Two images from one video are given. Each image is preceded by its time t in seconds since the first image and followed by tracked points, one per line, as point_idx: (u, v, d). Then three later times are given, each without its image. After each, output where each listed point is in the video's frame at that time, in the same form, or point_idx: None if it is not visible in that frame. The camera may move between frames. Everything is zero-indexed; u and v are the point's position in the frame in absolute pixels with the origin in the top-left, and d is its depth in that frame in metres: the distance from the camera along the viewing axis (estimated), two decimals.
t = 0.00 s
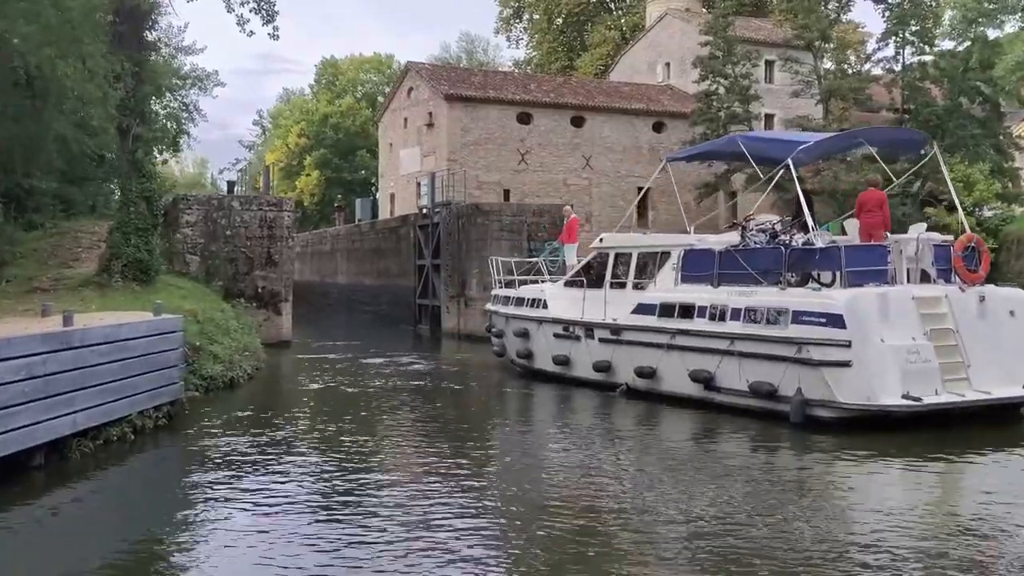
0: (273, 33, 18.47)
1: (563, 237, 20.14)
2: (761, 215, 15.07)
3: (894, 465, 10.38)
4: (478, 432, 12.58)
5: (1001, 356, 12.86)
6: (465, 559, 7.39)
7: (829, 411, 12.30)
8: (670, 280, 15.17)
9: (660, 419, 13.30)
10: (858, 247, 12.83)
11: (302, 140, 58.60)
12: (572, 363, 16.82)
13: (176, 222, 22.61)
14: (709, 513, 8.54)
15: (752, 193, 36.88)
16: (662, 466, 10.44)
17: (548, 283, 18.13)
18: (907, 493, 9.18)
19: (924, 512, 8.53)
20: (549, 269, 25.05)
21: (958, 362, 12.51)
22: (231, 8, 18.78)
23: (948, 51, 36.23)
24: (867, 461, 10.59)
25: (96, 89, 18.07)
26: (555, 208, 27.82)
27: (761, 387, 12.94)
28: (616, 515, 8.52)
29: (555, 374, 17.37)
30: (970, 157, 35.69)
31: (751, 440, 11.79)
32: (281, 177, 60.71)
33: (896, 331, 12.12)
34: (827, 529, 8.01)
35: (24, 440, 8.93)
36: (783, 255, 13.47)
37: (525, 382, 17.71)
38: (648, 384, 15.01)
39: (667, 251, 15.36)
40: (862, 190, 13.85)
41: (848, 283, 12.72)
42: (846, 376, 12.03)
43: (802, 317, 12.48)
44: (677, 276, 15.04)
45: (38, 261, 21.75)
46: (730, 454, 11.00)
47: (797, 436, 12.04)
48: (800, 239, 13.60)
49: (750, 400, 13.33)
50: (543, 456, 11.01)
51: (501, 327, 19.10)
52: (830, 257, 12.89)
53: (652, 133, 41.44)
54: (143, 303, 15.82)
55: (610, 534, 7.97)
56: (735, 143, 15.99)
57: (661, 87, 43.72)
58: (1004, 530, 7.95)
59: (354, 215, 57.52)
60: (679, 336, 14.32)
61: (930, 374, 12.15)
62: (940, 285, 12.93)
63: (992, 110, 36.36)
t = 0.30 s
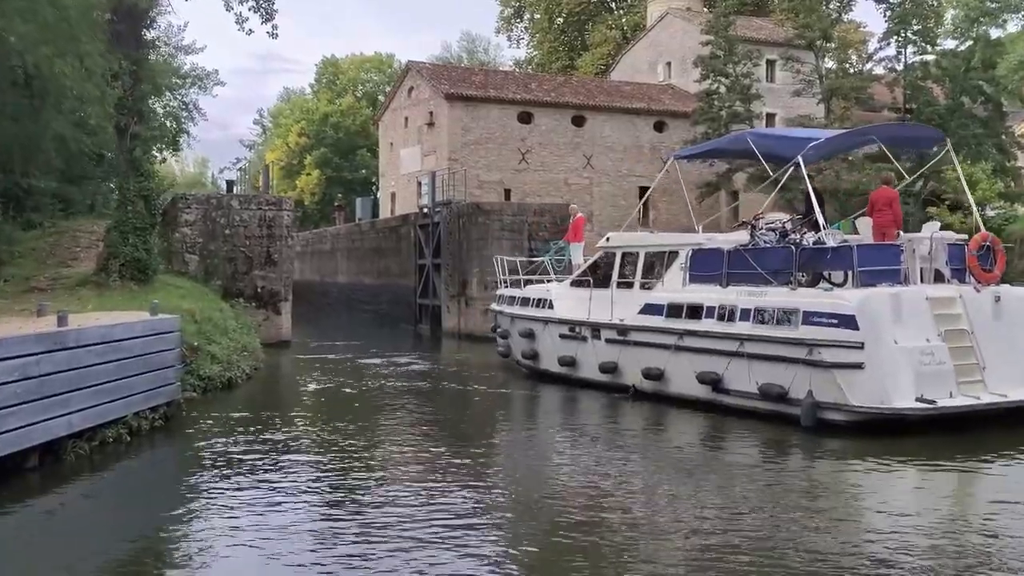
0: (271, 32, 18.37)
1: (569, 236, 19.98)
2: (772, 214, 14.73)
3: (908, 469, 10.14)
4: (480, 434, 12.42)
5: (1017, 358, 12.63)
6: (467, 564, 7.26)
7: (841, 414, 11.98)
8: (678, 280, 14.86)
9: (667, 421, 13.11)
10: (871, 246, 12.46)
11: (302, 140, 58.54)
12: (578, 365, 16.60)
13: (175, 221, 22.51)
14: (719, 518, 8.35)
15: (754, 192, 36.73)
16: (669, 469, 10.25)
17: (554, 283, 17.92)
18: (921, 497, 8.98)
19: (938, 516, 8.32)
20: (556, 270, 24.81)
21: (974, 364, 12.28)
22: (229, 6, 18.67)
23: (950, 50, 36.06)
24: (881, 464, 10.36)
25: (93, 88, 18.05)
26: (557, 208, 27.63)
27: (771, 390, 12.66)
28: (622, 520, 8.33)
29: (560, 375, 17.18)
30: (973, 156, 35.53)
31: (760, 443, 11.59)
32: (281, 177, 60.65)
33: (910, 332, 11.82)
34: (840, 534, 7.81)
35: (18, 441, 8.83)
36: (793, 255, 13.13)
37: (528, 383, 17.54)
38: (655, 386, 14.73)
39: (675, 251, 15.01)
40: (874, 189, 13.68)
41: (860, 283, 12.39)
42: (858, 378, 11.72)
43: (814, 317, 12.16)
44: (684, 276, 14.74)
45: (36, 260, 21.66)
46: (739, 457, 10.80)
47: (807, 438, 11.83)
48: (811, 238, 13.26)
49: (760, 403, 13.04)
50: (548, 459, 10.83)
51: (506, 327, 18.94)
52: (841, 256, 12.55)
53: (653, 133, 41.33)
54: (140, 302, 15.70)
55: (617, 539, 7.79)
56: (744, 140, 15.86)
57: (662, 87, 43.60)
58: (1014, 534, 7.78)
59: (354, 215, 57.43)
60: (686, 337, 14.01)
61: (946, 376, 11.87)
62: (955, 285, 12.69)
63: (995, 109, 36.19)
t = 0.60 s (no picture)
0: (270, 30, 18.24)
1: (576, 236, 19.78)
2: (782, 213, 14.48)
3: (923, 474, 9.92)
4: (482, 436, 12.26)
5: None
6: (470, 569, 7.14)
7: (854, 418, 11.78)
8: (687, 280, 14.66)
9: (675, 424, 12.91)
10: (883, 246, 12.14)
11: (304, 140, 58.42)
12: (585, 367, 16.41)
13: (175, 221, 22.38)
14: (728, 525, 8.15)
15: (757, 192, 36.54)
16: (676, 474, 10.05)
17: (560, 283, 17.74)
18: (935, 503, 8.76)
19: (954, 523, 8.11)
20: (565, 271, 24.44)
21: (990, 366, 12.05)
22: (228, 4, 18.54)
23: (954, 49, 35.84)
24: (895, 470, 10.14)
25: (92, 86, 17.95)
26: (559, 208, 27.36)
27: (782, 393, 12.45)
28: (629, 527, 8.14)
29: (567, 377, 16.98)
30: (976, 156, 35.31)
31: (770, 446, 11.39)
32: (283, 177, 60.55)
33: (924, 334, 11.64)
34: (853, 542, 7.61)
35: (13, 444, 8.71)
36: (804, 255, 12.81)
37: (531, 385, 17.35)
38: (663, 388, 14.54)
39: (684, 251, 14.84)
40: (886, 187, 13.48)
41: (873, 284, 12.07)
42: (871, 381, 11.53)
43: (826, 319, 11.93)
44: (693, 277, 14.53)
45: (35, 260, 21.52)
46: (748, 461, 10.60)
47: (817, 442, 11.63)
48: (823, 237, 12.92)
49: (771, 406, 12.84)
50: (553, 463, 10.65)
51: (512, 329, 18.78)
52: (854, 256, 12.21)
53: (655, 132, 41.19)
54: (138, 303, 15.55)
55: (623, 546, 7.59)
56: (753, 138, 15.63)
57: (664, 86, 43.46)
58: None
59: (356, 215, 57.28)
60: (695, 339, 13.82)
61: (960, 379, 11.69)
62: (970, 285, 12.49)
63: (998, 108, 35.98)
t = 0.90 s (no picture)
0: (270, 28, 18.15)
1: (582, 236, 19.65)
2: (792, 213, 14.32)
3: (937, 478, 9.78)
4: (484, 438, 12.15)
5: None
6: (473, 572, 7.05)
7: (867, 421, 11.62)
8: (695, 280, 14.48)
9: (682, 426, 12.76)
10: (897, 246, 12.00)
11: (305, 140, 58.34)
12: (591, 368, 16.22)
13: (174, 221, 22.29)
14: (740, 529, 8.01)
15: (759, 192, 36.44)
16: (684, 476, 9.92)
17: (566, 284, 17.57)
18: (951, 509, 8.61)
19: (970, 529, 7.95)
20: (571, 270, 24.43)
21: (1006, 368, 11.92)
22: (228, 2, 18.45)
23: (956, 48, 35.74)
24: (908, 473, 10.00)
25: (90, 85, 17.88)
26: (560, 208, 27.26)
27: (793, 396, 12.28)
28: (639, 531, 8.00)
29: (572, 379, 16.82)
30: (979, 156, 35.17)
31: (776, 448, 11.28)
32: (283, 176, 60.52)
33: (938, 336, 11.48)
34: (867, 547, 7.46)
35: (7, 447, 8.62)
36: (815, 254, 12.65)
37: (535, 385, 17.25)
38: (671, 390, 14.38)
39: (691, 251, 14.63)
40: (899, 184, 13.26)
41: (886, 284, 11.93)
42: (885, 384, 11.37)
43: (838, 320, 11.77)
44: (701, 277, 14.35)
45: (34, 260, 21.42)
46: (757, 464, 10.48)
47: (826, 445, 11.51)
48: (834, 236, 12.75)
49: (781, 409, 12.67)
50: (559, 466, 10.52)
51: (518, 329, 18.65)
52: (867, 256, 12.06)
53: (657, 132, 41.12)
54: (136, 303, 15.46)
55: (633, 552, 7.46)
56: (763, 134, 15.38)
57: (666, 85, 43.35)
58: None
59: (357, 215, 57.18)
60: (704, 340, 13.64)
61: (977, 382, 11.53)
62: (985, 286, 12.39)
63: (1001, 108, 35.83)
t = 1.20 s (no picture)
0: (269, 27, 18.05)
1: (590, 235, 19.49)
2: (804, 211, 14.14)
3: (951, 483, 9.60)
4: (487, 440, 12.00)
5: None
6: None
7: (880, 425, 11.38)
8: (704, 280, 14.27)
9: (689, 428, 12.60)
10: (911, 245, 11.79)
11: (306, 140, 58.27)
12: (599, 369, 16.02)
13: (174, 221, 22.20)
14: (750, 535, 7.85)
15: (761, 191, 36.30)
16: (692, 480, 9.77)
17: (573, 284, 17.38)
18: (966, 515, 8.43)
19: (985, 536, 7.78)
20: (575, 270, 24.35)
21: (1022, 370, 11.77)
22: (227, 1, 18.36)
23: (958, 48, 35.64)
24: (921, 478, 9.82)
25: (89, 85, 17.81)
26: (561, 208, 27.19)
27: (804, 398, 12.01)
28: (646, 537, 7.84)
29: (580, 380, 16.62)
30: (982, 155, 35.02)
31: (780, 451, 11.15)
32: (284, 176, 60.50)
33: (953, 337, 11.25)
34: (873, 553, 7.34)
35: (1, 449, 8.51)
36: (827, 254, 12.42)
37: (539, 386, 17.12)
38: (680, 392, 14.16)
39: (701, 250, 14.38)
40: (914, 183, 13.14)
41: (901, 284, 11.70)
42: (899, 388, 11.13)
43: (851, 321, 11.54)
44: (710, 277, 14.14)
45: (33, 261, 21.33)
46: (766, 467, 10.32)
47: (836, 447, 11.36)
48: (847, 236, 12.50)
49: (792, 412, 12.42)
50: (565, 469, 10.37)
51: (524, 330, 18.49)
52: (881, 256, 11.84)
53: (658, 132, 41.00)
54: (134, 303, 15.35)
55: (637, 557, 7.33)
56: (774, 131, 15.20)
57: (667, 84, 43.23)
58: None
59: (358, 215, 57.06)
60: (713, 341, 13.40)
61: (993, 385, 11.32)
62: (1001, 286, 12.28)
63: (1003, 107, 35.68)
